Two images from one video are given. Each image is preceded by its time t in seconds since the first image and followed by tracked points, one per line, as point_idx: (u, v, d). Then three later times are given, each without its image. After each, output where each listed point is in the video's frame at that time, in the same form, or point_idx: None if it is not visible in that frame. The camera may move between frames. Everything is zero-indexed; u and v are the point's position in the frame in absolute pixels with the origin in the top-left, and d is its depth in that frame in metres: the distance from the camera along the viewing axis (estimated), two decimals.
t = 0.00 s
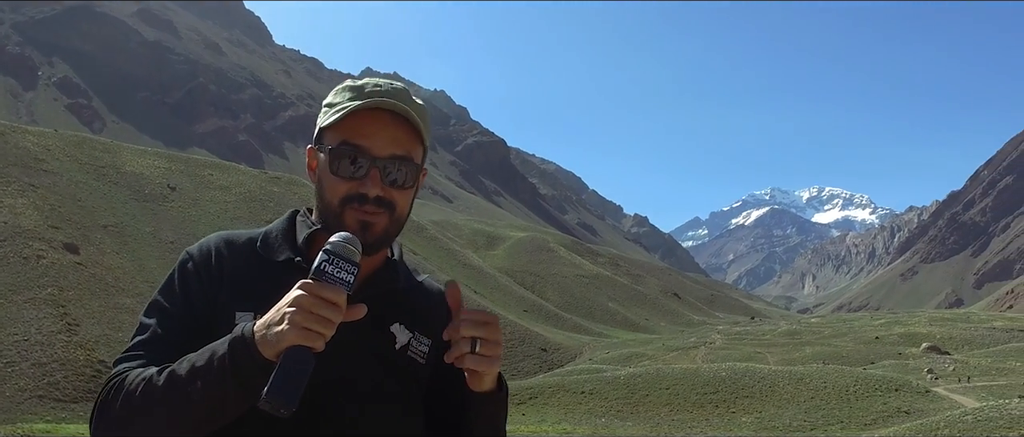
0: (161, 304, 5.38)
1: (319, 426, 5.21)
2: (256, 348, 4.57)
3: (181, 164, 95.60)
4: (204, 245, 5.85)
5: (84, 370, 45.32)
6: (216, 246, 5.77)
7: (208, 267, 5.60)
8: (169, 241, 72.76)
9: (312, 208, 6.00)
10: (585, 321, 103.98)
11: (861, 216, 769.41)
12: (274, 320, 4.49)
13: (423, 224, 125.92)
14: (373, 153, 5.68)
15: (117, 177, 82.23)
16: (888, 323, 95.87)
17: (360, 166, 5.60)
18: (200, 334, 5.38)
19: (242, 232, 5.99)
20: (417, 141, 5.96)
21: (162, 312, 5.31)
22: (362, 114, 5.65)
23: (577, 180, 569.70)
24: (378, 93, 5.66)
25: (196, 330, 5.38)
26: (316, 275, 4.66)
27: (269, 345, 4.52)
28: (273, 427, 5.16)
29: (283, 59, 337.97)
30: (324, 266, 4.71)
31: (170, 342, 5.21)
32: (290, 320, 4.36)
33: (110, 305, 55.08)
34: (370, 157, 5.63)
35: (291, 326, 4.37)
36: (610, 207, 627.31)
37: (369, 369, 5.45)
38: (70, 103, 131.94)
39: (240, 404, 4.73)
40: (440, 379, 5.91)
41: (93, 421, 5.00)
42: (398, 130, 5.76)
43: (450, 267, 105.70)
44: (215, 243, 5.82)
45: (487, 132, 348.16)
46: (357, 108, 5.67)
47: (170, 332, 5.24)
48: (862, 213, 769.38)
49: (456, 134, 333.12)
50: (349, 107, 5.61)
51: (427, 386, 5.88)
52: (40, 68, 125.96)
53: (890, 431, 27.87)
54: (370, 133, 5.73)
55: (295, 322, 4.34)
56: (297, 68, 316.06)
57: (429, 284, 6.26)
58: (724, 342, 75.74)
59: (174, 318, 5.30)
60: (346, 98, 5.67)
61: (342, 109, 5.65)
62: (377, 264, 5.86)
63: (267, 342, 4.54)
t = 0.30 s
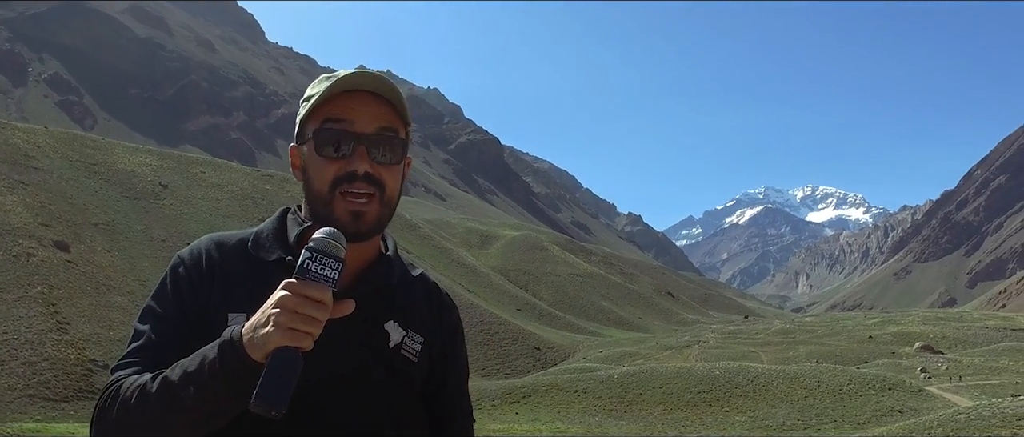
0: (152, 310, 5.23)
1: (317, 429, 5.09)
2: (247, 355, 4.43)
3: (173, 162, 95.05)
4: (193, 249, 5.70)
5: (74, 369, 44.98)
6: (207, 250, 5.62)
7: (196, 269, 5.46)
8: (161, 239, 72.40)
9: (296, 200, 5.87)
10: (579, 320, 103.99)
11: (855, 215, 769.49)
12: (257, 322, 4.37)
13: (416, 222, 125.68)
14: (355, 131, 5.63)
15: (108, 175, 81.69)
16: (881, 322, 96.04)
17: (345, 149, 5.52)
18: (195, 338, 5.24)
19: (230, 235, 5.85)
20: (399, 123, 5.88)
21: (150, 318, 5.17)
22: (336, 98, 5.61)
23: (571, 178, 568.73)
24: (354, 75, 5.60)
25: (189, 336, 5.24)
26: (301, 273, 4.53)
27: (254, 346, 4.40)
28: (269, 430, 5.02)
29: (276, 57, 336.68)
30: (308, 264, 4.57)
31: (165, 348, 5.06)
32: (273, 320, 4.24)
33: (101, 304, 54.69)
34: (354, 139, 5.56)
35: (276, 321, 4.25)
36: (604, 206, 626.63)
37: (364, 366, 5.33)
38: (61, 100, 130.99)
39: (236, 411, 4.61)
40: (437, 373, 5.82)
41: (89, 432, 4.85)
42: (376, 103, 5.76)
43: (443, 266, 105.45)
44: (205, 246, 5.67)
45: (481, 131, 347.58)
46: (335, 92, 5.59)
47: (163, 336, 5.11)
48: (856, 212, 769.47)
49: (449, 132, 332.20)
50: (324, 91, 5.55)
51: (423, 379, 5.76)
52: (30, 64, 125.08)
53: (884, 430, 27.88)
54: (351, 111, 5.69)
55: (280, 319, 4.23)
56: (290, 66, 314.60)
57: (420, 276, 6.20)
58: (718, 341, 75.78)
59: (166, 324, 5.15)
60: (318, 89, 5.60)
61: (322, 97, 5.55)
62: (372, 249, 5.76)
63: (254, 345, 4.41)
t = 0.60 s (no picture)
0: (147, 307, 5.13)
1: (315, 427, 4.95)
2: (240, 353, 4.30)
3: (165, 159, 94.57)
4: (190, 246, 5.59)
5: (66, 369, 44.65)
6: (203, 247, 5.49)
7: (191, 266, 5.34)
8: (153, 237, 72.06)
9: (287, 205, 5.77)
10: (574, 320, 103.88)
11: (849, 215, 769.48)
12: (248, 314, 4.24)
13: (410, 221, 125.35)
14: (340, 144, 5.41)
15: (100, 173, 81.17)
16: (875, 321, 96.34)
17: (337, 147, 5.35)
18: (191, 335, 5.13)
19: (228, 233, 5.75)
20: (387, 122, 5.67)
21: (142, 315, 5.08)
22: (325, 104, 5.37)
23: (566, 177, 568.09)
24: (343, 79, 5.40)
25: (185, 333, 5.12)
26: (292, 263, 4.38)
27: (247, 337, 4.27)
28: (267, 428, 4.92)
29: (269, 55, 335.46)
30: (299, 254, 4.43)
31: (162, 346, 4.95)
32: (263, 310, 4.11)
33: (92, 303, 54.30)
34: (346, 134, 5.39)
35: (266, 312, 4.12)
36: (599, 205, 626.09)
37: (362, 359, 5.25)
38: (52, 98, 130.18)
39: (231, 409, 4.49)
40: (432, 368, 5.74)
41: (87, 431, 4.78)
42: (364, 112, 5.46)
43: (438, 265, 105.22)
44: (201, 245, 5.55)
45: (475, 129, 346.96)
46: (320, 90, 5.42)
47: (157, 336, 4.99)
48: (850, 212, 769.55)
49: (443, 131, 331.60)
50: (314, 98, 5.33)
51: (418, 375, 5.59)
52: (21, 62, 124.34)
53: (879, 429, 27.87)
54: (336, 121, 5.44)
55: (270, 310, 4.09)
56: (284, 63, 313.38)
57: (419, 272, 5.97)
58: (712, 340, 75.78)
59: (161, 322, 5.04)
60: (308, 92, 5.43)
61: (308, 97, 5.38)
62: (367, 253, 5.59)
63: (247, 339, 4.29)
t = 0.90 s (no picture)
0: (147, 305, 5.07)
1: None
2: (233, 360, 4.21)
3: (159, 158, 94.21)
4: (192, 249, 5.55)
5: (59, 367, 44.42)
6: (208, 244, 5.44)
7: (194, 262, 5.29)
8: (147, 235, 71.80)
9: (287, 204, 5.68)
10: (570, 319, 103.88)
11: (845, 214, 769.58)
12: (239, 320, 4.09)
13: (406, 219, 125.17)
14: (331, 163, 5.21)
15: (94, 171, 80.82)
16: (871, 321, 96.51)
17: (334, 153, 5.20)
18: (191, 339, 5.03)
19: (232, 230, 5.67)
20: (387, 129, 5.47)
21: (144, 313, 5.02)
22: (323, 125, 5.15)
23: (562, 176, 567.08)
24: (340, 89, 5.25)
25: (187, 327, 5.06)
26: (282, 270, 4.24)
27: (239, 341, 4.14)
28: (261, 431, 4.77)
29: (264, 53, 334.43)
30: (292, 261, 4.29)
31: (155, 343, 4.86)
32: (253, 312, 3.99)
33: (86, 302, 54.00)
34: (345, 142, 5.24)
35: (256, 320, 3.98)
36: (594, 204, 623.85)
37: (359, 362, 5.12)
38: (46, 96, 129.51)
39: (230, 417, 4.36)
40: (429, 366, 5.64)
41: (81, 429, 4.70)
42: (360, 121, 5.23)
43: (434, 264, 105.10)
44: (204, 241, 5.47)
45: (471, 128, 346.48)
46: (320, 96, 5.25)
47: (156, 338, 4.91)
48: (846, 211, 769.65)
49: (439, 130, 331.13)
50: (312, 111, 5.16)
51: (414, 375, 5.47)
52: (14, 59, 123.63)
53: (876, 429, 27.87)
54: (331, 134, 5.26)
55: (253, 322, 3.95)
56: (279, 62, 312.60)
57: (421, 271, 5.82)
58: (707, 340, 75.91)
59: (159, 318, 4.97)
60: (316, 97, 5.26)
61: (306, 103, 5.21)
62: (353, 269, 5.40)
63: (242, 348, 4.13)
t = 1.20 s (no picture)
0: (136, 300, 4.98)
1: None
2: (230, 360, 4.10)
3: (156, 156, 93.98)
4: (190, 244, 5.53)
5: (55, 366, 44.25)
6: (202, 235, 5.37)
7: (183, 253, 5.19)
8: (143, 234, 71.60)
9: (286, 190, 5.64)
10: (567, 317, 103.92)
11: (843, 213, 769.36)
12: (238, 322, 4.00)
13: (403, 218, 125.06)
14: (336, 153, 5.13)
15: (89, 169, 80.61)
16: (869, 319, 96.46)
17: (325, 152, 5.12)
18: (189, 339, 4.95)
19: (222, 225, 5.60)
20: (384, 131, 5.32)
21: (136, 307, 4.92)
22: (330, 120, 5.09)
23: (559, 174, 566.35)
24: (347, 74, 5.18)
25: (177, 322, 4.98)
26: (284, 273, 4.19)
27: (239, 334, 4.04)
28: (259, 435, 4.68)
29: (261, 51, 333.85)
30: (292, 264, 4.23)
31: (151, 335, 4.82)
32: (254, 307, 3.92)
33: (82, 300, 53.82)
34: (338, 142, 5.14)
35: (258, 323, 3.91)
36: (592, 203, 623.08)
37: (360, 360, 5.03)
38: (41, 94, 129.06)
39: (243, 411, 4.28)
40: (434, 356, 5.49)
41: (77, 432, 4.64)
42: (361, 112, 5.19)
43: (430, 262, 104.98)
44: (201, 234, 5.38)
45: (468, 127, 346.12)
46: (317, 96, 5.08)
47: (151, 337, 4.85)
48: (844, 210, 769.34)
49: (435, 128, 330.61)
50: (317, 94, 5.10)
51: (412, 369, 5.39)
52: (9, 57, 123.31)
53: (873, 428, 27.86)
54: (328, 121, 5.19)
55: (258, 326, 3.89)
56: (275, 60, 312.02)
57: (413, 261, 5.76)
58: (705, 338, 75.88)
59: (148, 307, 4.90)
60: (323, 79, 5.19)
61: (300, 101, 5.11)
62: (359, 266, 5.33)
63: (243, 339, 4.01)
